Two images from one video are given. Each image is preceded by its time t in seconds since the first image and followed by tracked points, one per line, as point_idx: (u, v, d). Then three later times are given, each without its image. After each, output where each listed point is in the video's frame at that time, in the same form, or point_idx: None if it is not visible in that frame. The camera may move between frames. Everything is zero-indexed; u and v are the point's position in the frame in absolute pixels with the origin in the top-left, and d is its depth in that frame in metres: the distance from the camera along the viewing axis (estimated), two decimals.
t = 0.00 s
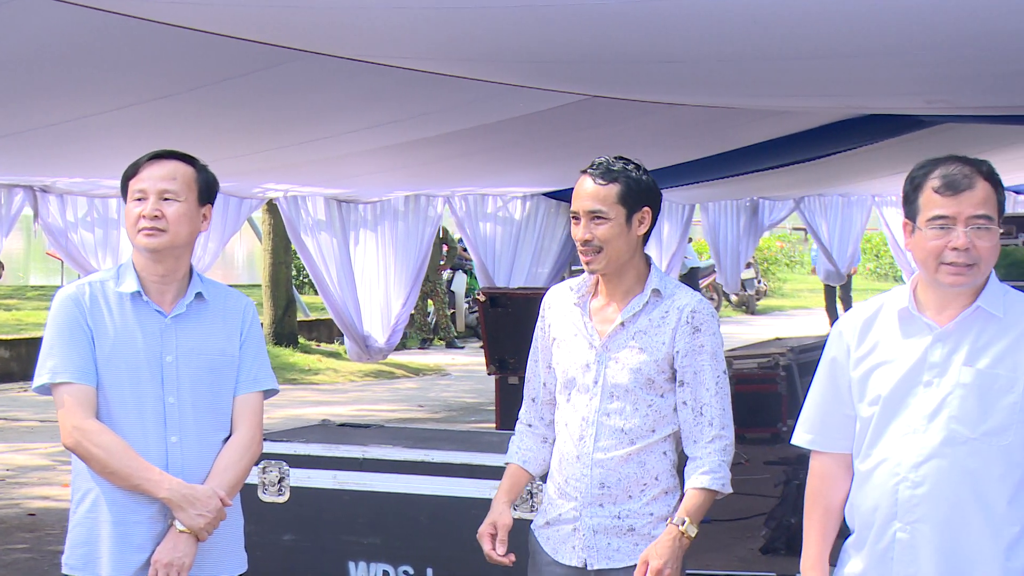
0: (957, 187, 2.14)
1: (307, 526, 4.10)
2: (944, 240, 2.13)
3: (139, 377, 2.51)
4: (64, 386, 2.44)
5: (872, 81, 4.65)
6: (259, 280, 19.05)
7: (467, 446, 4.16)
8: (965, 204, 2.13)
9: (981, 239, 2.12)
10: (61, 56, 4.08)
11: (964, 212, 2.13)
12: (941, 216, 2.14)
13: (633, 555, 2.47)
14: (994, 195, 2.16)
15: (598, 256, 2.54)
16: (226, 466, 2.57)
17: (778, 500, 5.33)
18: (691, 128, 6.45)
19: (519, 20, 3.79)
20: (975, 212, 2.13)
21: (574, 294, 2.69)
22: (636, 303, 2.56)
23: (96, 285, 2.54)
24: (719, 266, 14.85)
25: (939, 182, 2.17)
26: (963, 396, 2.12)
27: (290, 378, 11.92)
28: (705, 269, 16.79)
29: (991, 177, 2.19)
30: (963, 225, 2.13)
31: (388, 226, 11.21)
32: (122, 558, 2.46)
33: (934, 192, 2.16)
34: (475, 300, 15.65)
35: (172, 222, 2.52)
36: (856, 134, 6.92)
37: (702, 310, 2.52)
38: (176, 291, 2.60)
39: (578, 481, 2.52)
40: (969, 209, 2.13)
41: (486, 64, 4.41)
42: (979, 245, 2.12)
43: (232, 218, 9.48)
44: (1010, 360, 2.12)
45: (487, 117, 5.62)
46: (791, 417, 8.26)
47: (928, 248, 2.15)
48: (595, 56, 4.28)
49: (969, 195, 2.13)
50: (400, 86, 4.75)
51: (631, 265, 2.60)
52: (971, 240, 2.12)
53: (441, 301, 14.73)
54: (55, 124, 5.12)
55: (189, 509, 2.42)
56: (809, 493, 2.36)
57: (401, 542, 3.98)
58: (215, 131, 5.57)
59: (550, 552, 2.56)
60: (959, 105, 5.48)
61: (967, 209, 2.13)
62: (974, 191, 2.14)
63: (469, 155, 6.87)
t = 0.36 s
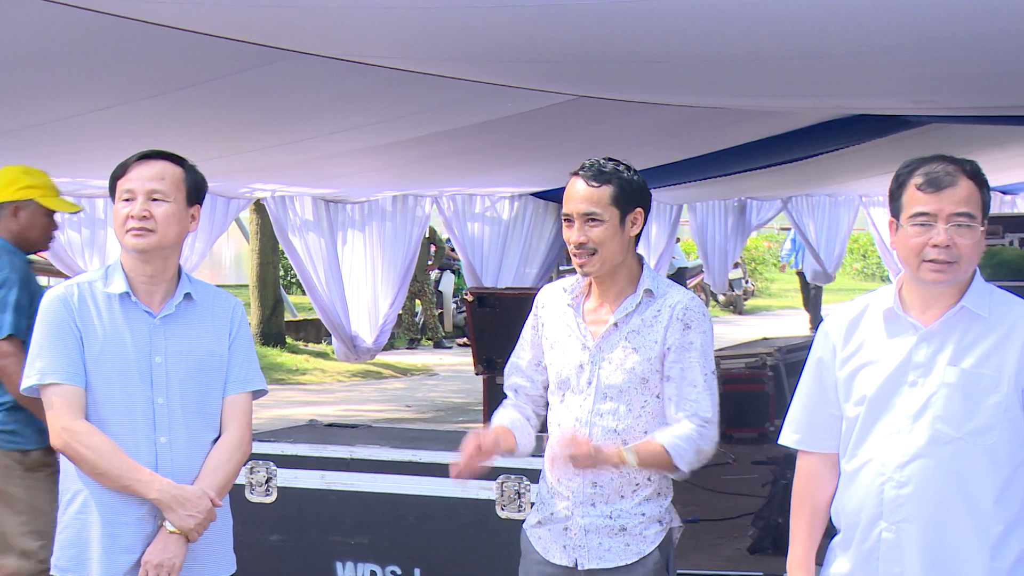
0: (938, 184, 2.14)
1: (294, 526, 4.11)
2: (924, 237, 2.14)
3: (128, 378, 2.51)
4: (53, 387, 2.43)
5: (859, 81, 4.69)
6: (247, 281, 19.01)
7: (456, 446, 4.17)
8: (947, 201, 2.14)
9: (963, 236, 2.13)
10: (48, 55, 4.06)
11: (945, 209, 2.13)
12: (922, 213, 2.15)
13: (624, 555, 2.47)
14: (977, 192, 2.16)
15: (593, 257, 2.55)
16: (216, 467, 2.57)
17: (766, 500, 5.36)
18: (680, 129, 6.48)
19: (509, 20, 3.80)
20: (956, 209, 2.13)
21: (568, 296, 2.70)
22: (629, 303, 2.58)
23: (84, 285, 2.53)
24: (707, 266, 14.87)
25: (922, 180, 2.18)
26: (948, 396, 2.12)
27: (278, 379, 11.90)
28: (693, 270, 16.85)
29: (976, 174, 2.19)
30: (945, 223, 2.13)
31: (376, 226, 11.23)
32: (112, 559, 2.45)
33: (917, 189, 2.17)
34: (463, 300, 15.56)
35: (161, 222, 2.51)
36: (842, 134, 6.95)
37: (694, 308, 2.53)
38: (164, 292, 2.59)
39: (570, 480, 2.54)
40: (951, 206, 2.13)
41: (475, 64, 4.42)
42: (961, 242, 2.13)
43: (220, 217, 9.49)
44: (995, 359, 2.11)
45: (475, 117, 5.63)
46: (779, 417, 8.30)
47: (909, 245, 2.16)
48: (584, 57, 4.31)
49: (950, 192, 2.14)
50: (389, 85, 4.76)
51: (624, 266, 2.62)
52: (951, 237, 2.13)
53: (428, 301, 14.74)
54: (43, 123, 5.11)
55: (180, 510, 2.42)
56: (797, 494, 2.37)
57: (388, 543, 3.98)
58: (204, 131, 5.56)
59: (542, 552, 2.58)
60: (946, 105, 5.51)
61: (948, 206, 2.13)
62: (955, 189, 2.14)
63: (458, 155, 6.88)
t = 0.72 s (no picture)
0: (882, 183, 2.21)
1: (283, 526, 4.11)
2: (871, 234, 2.20)
3: (116, 378, 2.50)
4: (40, 388, 2.42)
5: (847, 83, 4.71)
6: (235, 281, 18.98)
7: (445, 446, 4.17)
8: (888, 198, 2.18)
9: (904, 233, 2.16)
10: (38, 54, 4.06)
11: (887, 206, 2.18)
12: (869, 211, 2.22)
13: (614, 554, 2.48)
14: (928, 189, 2.17)
15: (581, 261, 2.56)
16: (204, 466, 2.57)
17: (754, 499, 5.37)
18: (669, 129, 6.50)
19: (499, 20, 3.81)
20: (896, 205, 2.17)
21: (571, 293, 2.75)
22: (626, 301, 2.61)
23: (71, 286, 2.52)
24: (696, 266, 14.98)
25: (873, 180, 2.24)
26: (927, 395, 2.13)
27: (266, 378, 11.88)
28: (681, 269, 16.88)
29: (938, 172, 2.20)
30: (888, 218, 2.18)
31: (365, 225, 11.20)
32: (101, 560, 2.45)
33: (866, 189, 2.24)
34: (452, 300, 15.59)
35: (148, 221, 2.50)
36: (831, 134, 6.97)
37: (686, 299, 2.58)
38: (151, 291, 2.58)
39: (563, 477, 2.54)
40: (891, 202, 2.18)
41: (465, 63, 4.43)
42: (902, 237, 2.16)
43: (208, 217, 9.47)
44: (974, 359, 2.12)
45: (464, 117, 5.63)
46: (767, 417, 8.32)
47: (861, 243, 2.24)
48: (574, 57, 4.31)
49: (893, 189, 2.19)
50: (379, 84, 4.76)
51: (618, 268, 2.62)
52: (893, 233, 2.17)
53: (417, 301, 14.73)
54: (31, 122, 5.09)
55: (168, 510, 2.41)
56: (777, 492, 2.37)
57: (379, 542, 3.98)
58: (193, 131, 5.55)
59: (534, 549, 2.58)
60: (935, 105, 5.52)
61: (890, 202, 2.18)
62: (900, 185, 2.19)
63: (447, 155, 6.89)
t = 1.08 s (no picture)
0: (842, 179, 2.23)
1: (274, 526, 4.10)
2: (832, 231, 2.22)
3: (100, 380, 2.50)
4: (25, 391, 2.43)
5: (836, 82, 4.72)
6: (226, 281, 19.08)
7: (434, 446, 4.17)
8: (847, 195, 2.21)
9: (864, 228, 2.17)
10: (30, 54, 4.06)
11: (847, 203, 2.20)
12: (830, 208, 2.24)
13: (609, 558, 2.47)
14: (885, 185, 2.19)
15: (568, 256, 2.56)
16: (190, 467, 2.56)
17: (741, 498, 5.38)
18: (659, 129, 6.51)
19: (488, 20, 3.82)
20: (856, 201, 2.19)
21: (561, 296, 2.71)
22: (617, 304, 2.56)
23: (56, 288, 2.51)
24: (686, 266, 14.86)
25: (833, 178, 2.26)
26: (886, 389, 2.14)
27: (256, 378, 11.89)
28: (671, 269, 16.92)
29: (894, 168, 2.22)
30: (848, 215, 2.20)
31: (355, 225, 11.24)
32: (85, 561, 2.45)
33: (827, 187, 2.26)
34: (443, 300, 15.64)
35: (131, 220, 2.49)
36: (820, 134, 6.98)
37: (684, 310, 2.51)
38: (137, 291, 2.58)
39: (558, 481, 2.55)
40: (850, 199, 2.20)
41: (454, 63, 4.43)
42: (861, 233, 2.18)
43: (198, 216, 9.48)
44: (932, 353, 2.12)
45: (456, 117, 5.64)
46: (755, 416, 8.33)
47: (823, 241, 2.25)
48: (563, 56, 4.32)
49: (852, 185, 2.21)
50: (368, 83, 4.77)
51: (607, 267, 2.60)
52: (854, 229, 2.19)
53: (409, 301, 14.74)
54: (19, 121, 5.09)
55: (151, 512, 2.41)
56: (741, 487, 2.40)
57: (370, 541, 4.00)
58: (183, 130, 5.55)
59: (530, 550, 2.61)
60: (925, 105, 5.54)
61: (849, 199, 2.20)
62: (858, 182, 2.21)
63: (436, 154, 6.90)
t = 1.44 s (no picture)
0: (813, 176, 2.21)
1: (261, 526, 4.10)
2: (804, 227, 2.19)
3: (88, 380, 2.49)
4: (12, 391, 2.41)
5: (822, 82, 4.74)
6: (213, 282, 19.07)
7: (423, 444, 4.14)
8: (821, 191, 2.19)
9: (840, 226, 2.17)
10: (16, 54, 4.04)
11: (820, 199, 2.18)
12: (801, 204, 2.21)
13: (617, 559, 2.49)
14: (853, 183, 2.21)
15: (553, 258, 2.56)
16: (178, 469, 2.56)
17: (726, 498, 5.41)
18: (646, 129, 6.52)
19: (477, 21, 3.83)
20: (831, 198, 2.18)
21: (545, 301, 2.70)
22: (606, 308, 2.57)
23: (44, 288, 2.50)
24: (674, 266, 14.91)
25: (799, 172, 2.24)
26: (843, 385, 2.16)
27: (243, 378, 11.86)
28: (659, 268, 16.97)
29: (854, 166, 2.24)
30: (822, 212, 2.19)
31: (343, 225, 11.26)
32: (73, 562, 2.44)
33: (795, 183, 2.23)
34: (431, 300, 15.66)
35: (122, 223, 2.48)
36: (806, 135, 7.02)
37: (676, 314, 2.53)
38: (124, 293, 2.58)
39: (560, 487, 2.54)
40: (825, 196, 2.18)
41: (442, 63, 4.44)
42: (837, 231, 2.17)
43: (185, 216, 9.46)
44: (888, 349, 2.15)
45: (443, 117, 5.63)
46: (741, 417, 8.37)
47: (790, 239, 2.22)
48: (552, 57, 4.33)
49: (823, 182, 2.20)
50: (356, 83, 4.77)
51: (593, 270, 2.61)
52: (829, 226, 2.18)
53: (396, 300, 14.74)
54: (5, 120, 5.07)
55: (140, 514, 2.41)
56: (692, 487, 2.40)
57: (357, 542, 3.98)
58: (169, 130, 5.54)
59: (532, 551, 2.60)
60: (911, 106, 5.56)
61: (822, 196, 2.18)
62: (829, 178, 2.19)
63: (423, 155, 6.90)
